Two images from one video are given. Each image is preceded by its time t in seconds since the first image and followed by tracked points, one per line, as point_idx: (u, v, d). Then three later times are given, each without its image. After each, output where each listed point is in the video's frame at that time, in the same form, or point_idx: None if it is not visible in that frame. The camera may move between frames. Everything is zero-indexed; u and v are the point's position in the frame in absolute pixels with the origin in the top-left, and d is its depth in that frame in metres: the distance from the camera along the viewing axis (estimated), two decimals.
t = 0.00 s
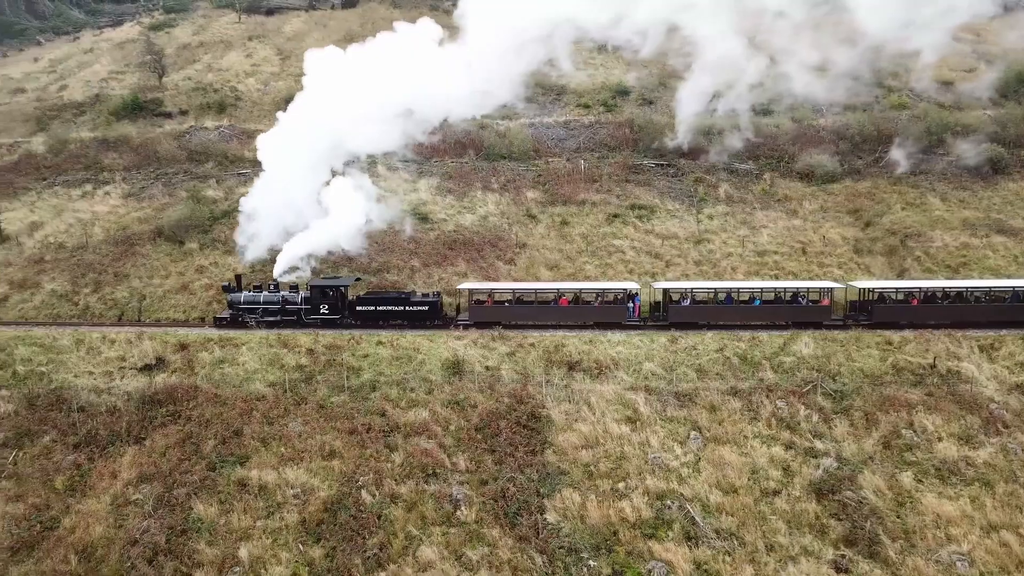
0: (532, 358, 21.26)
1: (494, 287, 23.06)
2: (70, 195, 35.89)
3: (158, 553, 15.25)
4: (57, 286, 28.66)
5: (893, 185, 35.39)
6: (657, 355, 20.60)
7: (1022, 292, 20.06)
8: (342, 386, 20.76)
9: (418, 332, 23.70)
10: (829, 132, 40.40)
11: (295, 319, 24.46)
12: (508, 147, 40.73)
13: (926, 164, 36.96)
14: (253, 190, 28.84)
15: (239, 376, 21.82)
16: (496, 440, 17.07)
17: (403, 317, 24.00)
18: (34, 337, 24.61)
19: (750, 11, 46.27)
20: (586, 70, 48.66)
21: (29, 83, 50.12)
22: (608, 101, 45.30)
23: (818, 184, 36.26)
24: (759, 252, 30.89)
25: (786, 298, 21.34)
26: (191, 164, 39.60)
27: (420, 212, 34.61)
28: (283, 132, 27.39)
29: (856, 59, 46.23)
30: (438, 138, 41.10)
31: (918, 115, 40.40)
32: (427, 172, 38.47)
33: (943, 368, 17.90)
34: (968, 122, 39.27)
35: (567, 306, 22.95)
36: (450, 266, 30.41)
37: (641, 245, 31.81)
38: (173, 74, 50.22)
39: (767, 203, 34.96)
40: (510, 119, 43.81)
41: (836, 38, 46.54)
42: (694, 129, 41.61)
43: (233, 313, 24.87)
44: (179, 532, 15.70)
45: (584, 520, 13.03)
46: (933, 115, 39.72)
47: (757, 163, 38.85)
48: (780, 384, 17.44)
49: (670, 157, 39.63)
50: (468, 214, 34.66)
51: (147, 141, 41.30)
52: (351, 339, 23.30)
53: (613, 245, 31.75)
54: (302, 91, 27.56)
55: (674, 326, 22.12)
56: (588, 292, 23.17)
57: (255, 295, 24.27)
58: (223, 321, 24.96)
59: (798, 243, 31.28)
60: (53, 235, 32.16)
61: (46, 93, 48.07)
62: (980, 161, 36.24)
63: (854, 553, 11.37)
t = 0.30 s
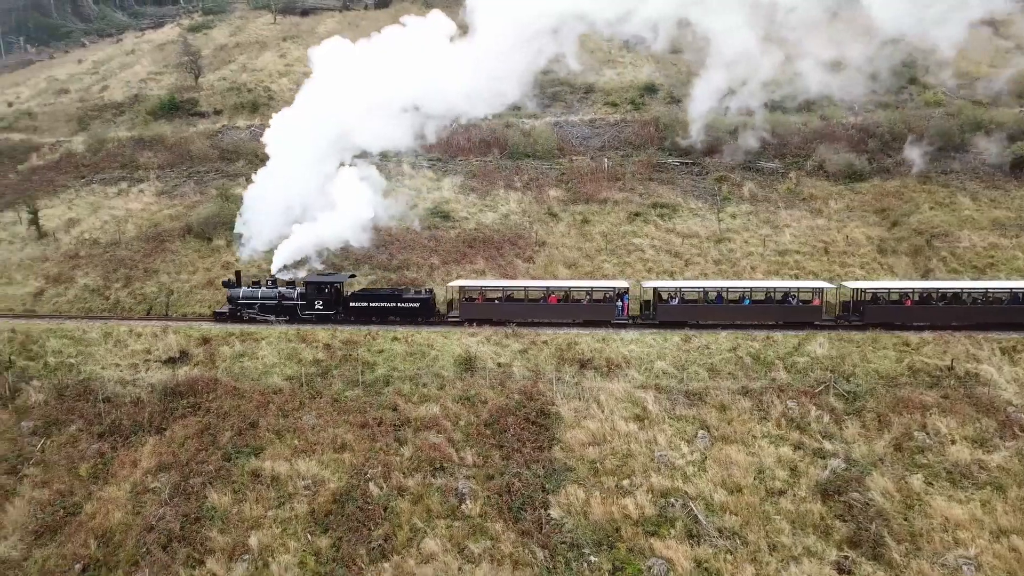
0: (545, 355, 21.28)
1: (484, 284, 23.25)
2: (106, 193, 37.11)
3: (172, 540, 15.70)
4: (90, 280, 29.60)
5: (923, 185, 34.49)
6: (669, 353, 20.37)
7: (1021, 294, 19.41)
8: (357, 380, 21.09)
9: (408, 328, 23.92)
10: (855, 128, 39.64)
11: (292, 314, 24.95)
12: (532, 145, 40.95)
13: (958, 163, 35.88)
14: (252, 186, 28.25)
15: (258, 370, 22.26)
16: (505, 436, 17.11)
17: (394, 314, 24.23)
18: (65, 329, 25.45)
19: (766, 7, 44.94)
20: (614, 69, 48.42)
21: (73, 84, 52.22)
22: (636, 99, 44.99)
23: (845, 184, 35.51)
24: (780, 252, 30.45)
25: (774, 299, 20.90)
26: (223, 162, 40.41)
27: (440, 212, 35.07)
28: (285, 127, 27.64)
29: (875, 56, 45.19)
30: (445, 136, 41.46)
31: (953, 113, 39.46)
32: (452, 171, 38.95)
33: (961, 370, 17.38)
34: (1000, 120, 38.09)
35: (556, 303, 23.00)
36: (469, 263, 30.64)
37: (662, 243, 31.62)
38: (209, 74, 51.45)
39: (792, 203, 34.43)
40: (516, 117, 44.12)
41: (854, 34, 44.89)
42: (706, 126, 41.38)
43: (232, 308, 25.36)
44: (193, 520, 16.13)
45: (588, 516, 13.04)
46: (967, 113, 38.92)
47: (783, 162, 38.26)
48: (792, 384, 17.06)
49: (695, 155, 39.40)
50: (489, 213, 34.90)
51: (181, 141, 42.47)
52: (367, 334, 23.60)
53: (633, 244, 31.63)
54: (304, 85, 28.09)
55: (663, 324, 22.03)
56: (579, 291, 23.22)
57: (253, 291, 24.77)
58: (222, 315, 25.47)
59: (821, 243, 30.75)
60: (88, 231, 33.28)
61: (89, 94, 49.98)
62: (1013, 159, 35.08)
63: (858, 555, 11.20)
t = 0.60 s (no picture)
0: (557, 353, 21.25)
1: (474, 282, 23.57)
2: (140, 190, 38.24)
3: (186, 527, 16.13)
4: (120, 276, 30.46)
5: (952, 184, 33.54)
6: (681, 352, 20.15)
7: (1020, 296, 18.87)
8: (371, 375, 21.37)
9: (400, 324, 24.41)
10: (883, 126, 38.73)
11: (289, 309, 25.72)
12: (556, 144, 41.12)
13: (992, 162, 34.73)
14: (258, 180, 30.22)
15: (276, 364, 22.67)
16: (513, 433, 17.16)
17: (390, 310, 24.65)
18: (94, 322, 26.26)
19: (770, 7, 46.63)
20: (642, 69, 48.40)
21: (115, 85, 54.25)
22: (663, 97, 44.65)
23: (873, 182, 34.72)
24: (801, 252, 29.98)
25: (765, 298, 20.88)
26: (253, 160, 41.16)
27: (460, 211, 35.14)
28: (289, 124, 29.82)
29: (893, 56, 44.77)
30: (456, 133, 42.25)
31: (987, 111, 38.28)
32: (475, 169, 39.30)
33: (979, 373, 16.74)
34: None
35: (546, 301, 23.23)
36: (487, 261, 30.84)
37: (681, 242, 31.41)
38: (243, 75, 52.60)
39: (816, 202, 33.84)
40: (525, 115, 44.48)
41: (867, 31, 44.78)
42: (720, 125, 41.15)
43: (233, 303, 26.32)
44: (207, 509, 16.54)
45: (591, 512, 13.07)
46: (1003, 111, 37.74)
47: (810, 161, 37.47)
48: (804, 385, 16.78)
49: (719, 154, 39.03)
50: (510, 211, 35.03)
51: (213, 139, 43.52)
52: (383, 330, 23.89)
53: (652, 243, 31.47)
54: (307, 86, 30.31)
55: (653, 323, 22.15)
56: (567, 288, 23.42)
57: (252, 287, 25.64)
58: (223, 309, 26.38)
59: (843, 243, 30.21)
60: (121, 228, 34.36)
61: (129, 95, 51.82)
62: None
63: (862, 556, 11.02)
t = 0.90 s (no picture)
0: (568, 350, 21.25)
1: (466, 278, 24.03)
2: (172, 188, 39.24)
3: (200, 514, 16.56)
4: (149, 271, 31.32)
5: (981, 184, 32.60)
6: (692, 351, 19.93)
7: (1018, 296, 18.35)
8: (385, 370, 21.66)
9: (394, 319, 25.10)
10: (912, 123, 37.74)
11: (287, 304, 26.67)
12: (579, 143, 41.09)
13: None
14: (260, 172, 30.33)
15: (293, 358, 23.10)
16: (521, 429, 17.22)
17: (384, 306, 25.40)
18: (121, 316, 27.10)
19: None
20: (667, 69, 48.36)
21: (152, 86, 55.95)
22: (691, 95, 44.37)
23: (899, 181, 34.01)
24: (821, 251, 29.52)
25: (750, 296, 21.10)
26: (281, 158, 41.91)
27: (479, 209, 35.61)
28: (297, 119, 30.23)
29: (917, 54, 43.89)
30: (468, 133, 42.81)
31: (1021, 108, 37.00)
32: (499, 168, 39.71)
33: (995, 375, 16.05)
34: None
35: (534, 298, 23.60)
36: (505, 259, 31.03)
37: (700, 241, 31.22)
38: (276, 74, 53.68)
39: (839, 200, 33.26)
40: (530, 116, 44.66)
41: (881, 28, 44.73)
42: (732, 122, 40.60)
43: (233, 299, 27.19)
44: (220, 498, 16.95)
45: (593, 508, 13.11)
46: None
47: (835, 159, 36.82)
48: (813, 384, 16.52)
49: (742, 152, 38.52)
50: (530, 209, 35.15)
51: (243, 138, 44.47)
52: (398, 327, 24.22)
53: (670, 241, 31.35)
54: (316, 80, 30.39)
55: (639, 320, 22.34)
56: (555, 286, 23.81)
57: (252, 282, 26.79)
58: (223, 304, 27.36)
59: (865, 242, 29.68)
60: (153, 224, 35.34)
61: (166, 95, 53.35)
62: None
63: (863, 558, 10.84)
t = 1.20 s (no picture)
0: (578, 348, 21.21)
1: (457, 275, 24.64)
2: (201, 185, 40.05)
3: (211, 503, 16.94)
4: (175, 267, 32.05)
5: (1011, 183, 31.46)
6: (701, 351, 19.66)
7: (1007, 296, 17.77)
8: (397, 365, 21.90)
9: (387, 314, 25.56)
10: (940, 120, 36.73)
11: (286, 300, 27.33)
12: (601, 140, 40.89)
13: None
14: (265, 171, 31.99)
15: (308, 353, 23.48)
16: (527, 425, 17.25)
17: (378, 302, 25.87)
18: (145, 310, 27.78)
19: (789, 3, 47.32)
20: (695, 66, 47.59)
21: (187, 85, 57.28)
22: (717, 92, 43.84)
23: (926, 180, 33.19)
24: (840, 250, 29.04)
25: (737, 295, 21.09)
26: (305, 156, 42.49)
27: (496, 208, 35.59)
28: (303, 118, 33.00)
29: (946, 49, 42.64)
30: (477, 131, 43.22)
31: None
32: (520, 166, 39.77)
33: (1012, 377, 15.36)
34: None
35: (523, 295, 24.02)
36: (521, 257, 31.11)
37: (718, 240, 30.94)
38: (306, 73, 54.42)
39: (862, 199, 32.65)
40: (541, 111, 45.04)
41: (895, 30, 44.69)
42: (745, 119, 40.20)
43: (235, 292, 28.03)
44: (232, 487, 17.32)
45: (594, 504, 13.16)
46: None
47: (861, 157, 36.03)
48: (822, 384, 16.17)
49: (765, 150, 38.02)
50: (549, 207, 35.15)
51: (271, 137, 45.25)
52: (412, 323, 24.37)
53: (688, 239, 31.14)
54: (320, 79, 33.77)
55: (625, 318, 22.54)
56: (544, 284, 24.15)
57: (253, 278, 27.48)
58: (225, 298, 28.12)
59: (886, 242, 29.16)
60: (181, 221, 36.12)
61: (200, 94, 54.66)
62: None
63: (864, 559, 10.71)
